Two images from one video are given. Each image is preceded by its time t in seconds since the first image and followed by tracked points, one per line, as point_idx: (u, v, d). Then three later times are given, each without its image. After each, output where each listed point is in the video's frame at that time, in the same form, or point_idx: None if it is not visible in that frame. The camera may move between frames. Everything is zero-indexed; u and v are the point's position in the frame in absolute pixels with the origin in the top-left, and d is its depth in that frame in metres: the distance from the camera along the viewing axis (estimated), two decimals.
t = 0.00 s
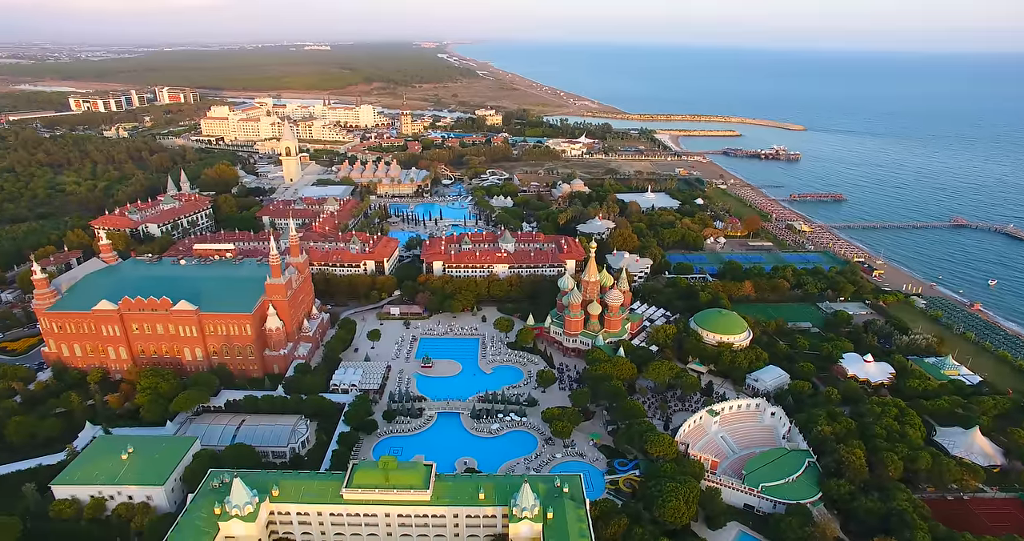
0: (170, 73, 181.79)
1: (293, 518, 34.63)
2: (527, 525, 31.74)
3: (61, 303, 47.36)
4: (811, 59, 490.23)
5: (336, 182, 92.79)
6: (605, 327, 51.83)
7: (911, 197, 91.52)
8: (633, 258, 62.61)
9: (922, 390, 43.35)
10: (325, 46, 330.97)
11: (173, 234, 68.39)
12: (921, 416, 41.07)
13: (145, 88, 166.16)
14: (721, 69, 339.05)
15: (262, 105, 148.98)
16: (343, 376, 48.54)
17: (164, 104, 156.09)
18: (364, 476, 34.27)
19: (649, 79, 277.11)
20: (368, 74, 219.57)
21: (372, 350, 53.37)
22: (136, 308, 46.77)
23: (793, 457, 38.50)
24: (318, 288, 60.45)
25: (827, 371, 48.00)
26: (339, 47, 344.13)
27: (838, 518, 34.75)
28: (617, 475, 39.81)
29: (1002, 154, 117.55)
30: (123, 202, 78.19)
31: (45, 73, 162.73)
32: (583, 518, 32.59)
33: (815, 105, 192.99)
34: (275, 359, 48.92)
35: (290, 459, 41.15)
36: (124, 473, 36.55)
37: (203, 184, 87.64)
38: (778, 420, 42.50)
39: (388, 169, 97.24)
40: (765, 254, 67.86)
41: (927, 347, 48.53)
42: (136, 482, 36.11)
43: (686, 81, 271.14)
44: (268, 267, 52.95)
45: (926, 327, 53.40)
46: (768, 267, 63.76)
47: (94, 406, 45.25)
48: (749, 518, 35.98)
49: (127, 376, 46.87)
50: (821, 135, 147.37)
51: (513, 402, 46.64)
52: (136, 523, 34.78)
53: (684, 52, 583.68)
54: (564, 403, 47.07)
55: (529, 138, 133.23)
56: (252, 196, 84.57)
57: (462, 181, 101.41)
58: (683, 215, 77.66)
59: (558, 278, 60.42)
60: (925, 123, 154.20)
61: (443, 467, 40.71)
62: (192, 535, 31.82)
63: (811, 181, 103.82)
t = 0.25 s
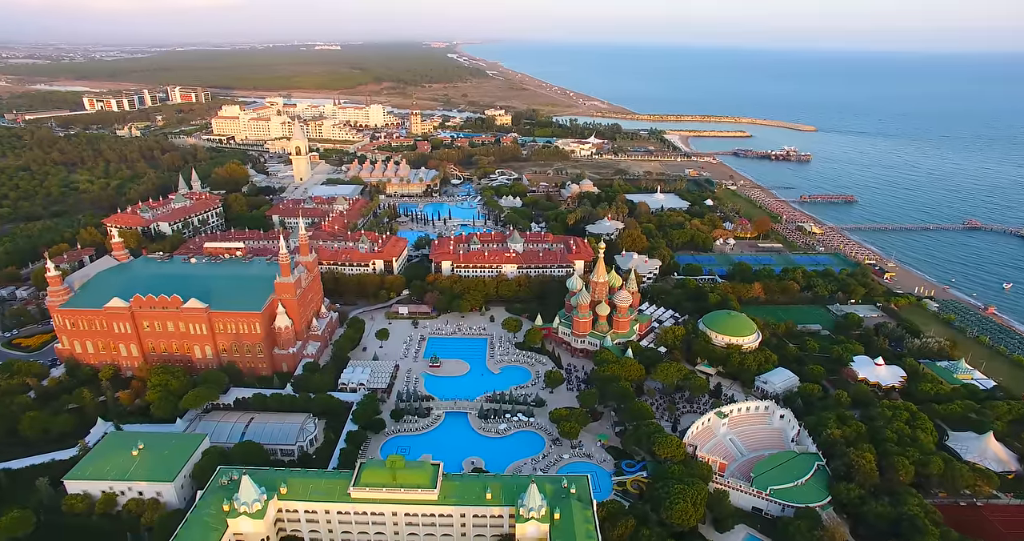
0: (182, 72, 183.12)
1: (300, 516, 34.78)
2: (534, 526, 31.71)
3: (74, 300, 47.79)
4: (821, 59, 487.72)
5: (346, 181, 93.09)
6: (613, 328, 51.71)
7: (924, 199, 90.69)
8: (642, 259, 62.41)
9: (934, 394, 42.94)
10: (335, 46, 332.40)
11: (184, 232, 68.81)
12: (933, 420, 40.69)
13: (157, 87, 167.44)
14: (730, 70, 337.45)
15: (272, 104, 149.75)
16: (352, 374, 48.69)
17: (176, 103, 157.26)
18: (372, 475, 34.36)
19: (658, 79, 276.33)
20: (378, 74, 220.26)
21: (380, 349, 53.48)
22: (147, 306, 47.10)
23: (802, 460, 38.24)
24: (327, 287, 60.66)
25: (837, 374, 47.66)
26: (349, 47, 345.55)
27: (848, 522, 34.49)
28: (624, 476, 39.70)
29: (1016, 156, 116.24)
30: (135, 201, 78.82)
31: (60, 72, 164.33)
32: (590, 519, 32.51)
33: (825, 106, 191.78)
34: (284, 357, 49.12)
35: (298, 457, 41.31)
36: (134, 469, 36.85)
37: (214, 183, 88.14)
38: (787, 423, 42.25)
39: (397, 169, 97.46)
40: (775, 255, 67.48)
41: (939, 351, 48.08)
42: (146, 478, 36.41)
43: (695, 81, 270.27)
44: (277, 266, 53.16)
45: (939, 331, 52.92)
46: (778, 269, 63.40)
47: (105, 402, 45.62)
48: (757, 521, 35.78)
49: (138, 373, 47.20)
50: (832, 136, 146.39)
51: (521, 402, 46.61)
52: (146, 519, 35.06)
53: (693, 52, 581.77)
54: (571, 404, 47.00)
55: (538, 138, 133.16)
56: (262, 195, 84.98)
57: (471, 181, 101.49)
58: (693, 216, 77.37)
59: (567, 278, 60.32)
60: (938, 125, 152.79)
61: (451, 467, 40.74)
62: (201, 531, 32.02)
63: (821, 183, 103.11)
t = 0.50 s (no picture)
0: (194, 71, 184.42)
1: (308, 514, 34.95)
2: (541, 526, 31.68)
3: (86, 297, 48.25)
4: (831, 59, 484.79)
5: (355, 181, 93.39)
6: (622, 328, 51.60)
7: (936, 201, 89.87)
8: (650, 259, 62.23)
9: (946, 398, 42.50)
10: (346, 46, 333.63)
11: (194, 231, 69.26)
12: (945, 425, 40.28)
13: (169, 87, 168.91)
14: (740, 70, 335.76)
15: (283, 104, 150.54)
16: (360, 373, 48.82)
17: (188, 103, 158.39)
18: (379, 473, 34.46)
19: (668, 79, 275.53)
20: (388, 74, 221.00)
21: (389, 348, 53.61)
22: (158, 304, 47.48)
23: (811, 463, 38.00)
24: (336, 286, 60.92)
25: (847, 377, 47.32)
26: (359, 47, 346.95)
27: (857, 527, 34.24)
28: (632, 477, 39.62)
29: None
30: (147, 199, 79.43)
31: (74, 71, 165.84)
32: (597, 520, 32.45)
33: (835, 107, 190.49)
34: (293, 355, 49.33)
35: (306, 455, 41.49)
36: (144, 465, 37.20)
37: (225, 182, 88.67)
38: (796, 425, 42.00)
39: (406, 168, 97.67)
40: (785, 257, 67.12)
41: (951, 355, 47.63)
42: (156, 474, 36.75)
43: (704, 82, 269.39)
44: (287, 265, 53.39)
45: (951, 334, 52.46)
46: (788, 270, 63.05)
47: (116, 398, 46.00)
48: (765, 525, 35.57)
49: (149, 370, 47.57)
50: (843, 137, 145.31)
51: (528, 402, 46.62)
52: (156, 514, 35.40)
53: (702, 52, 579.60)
54: (579, 404, 46.94)
55: (547, 139, 133.03)
56: (272, 194, 85.43)
57: (480, 181, 101.55)
58: (702, 217, 77.07)
59: (575, 278, 60.20)
60: (951, 125, 151.33)
61: (458, 466, 40.78)
62: (210, 527, 32.25)
63: (832, 184, 102.39)
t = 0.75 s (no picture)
0: (207, 71, 185.74)
1: (316, 512, 35.08)
2: (548, 527, 31.61)
3: (99, 294, 48.73)
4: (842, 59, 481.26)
5: (365, 180, 93.68)
6: (630, 329, 51.47)
7: (950, 203, 88.97)
8: (660, 260, 62.04)
9: (960, 402, 42.08)
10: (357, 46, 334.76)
11: (205, 229, 69.78)
12: (958, 429, 39.87)
13: (182, 86, 170.32)
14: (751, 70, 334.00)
15: (294, 103, 151.30)
16: (368, 372, 48.99)
17: (200, 102, 159.77)
18: (387, 472, 34.52)
19: (678, 80, 274.64)
20: (398, 73, 221.49)
21: (397, 347, 53.75)
22: (169, 301, 47.85)
23: (821, 466, 37.71)
24: (345, 284, 61.17)
25: (857, 380, 46.99)
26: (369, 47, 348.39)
27: (867, 531, 33.98)
28: (639, 479, 39.50)
29: None
30: (159, 198, 80.05)
31: (89, 71, 167.55)
32: (604, 521, 32.36)
33: (847, 108, 188.99)
34: (302, 354, 49.54)
35: (315, 453, 41.70)
36: (155, 461, 37.49)
37: (235, 181, 89.25)
38: (806, 428, 41.70)
39: (416, 168, 97.85)
40: (796, 258, 66.71)
41: (965, 359, 47.14)
42: (166, 470, 37.02)
43: (714, 82, 268.26)
44: (297, 264, 53.60)
45: (964, 337, 51.92)
46: (799, 272, 62.67)
47: (128, 395, 46.43)
48: (773, 527, 35.37)
49: (160, 367, 47.94)
50: (855, 138, 144.18)
51: (536, 402, 46.61)
52: (166, 511, 35.67)
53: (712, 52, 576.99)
54: (587, 405, 46.88)
55: (557, 139, 132.87)
56: (283, 193, 85.84)
57: (490, 181, 101.60)
58: (712, 218, 76.72)
59: (584, 279, 60.10)
60: (965, 126, 149.67)
61: (466, 466, 40.85)
62: (219, 524, 32.46)
63: (844, 186, 101.62)
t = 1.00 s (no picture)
0: (219, 70, 187.20)
1: (324, 509, 35.20)
2: (555, 527, 31.57)
3: (112, 292, 49.22)
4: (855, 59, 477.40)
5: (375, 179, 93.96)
6: (639, 330, 51.36)
7: (964, 205, 88.05)
8: (669, 261, 61.81)
9: (974, 407, 41.63)
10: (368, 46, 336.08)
11: (216, 228, 70.28)
12: (971, 434, 39.43)
13: (194, 86, 171.74)
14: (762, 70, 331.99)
15: (304, 103, 152.07)
16: (377, 371, 49.12)
17: (212, 101, 161.01)
18: (395, 471, 34.62)
19: (688, 80, 273.61)
20: (408, 73, 222.00)
21: (406, 346, 53.90)
22: (180, 299, 48.21)
23: (831, 470, 37.44)
24: (355, 283, 61.42)
25: (869, 383, 46.62)
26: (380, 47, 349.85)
27: (878, 536, 33.69)
28: (647, 480, 39.38)
29: None
30: (171, 196, 80.66)
31: (104, 71, 169.30)
32: (612, 522, 32.30)
33: (860, 109, 187.40)
34: (311, 352, 49.76)
35: (323, 451, 41.88)
36: (166, 457, 37.79)
37: (246, 180, 89.81)
38: (816, 431, 41.41)
39: (425, 168, 98.03)
40: (806, 260, 66.26)
41: (979, 363, 46.64)
42: (177, 466, 37.31)
43: (725, 82, 267.03)
44: (307, 262, 53.83)
45: (978, 341, 51.36)
46: (809, 274, 62.26)
47: (140, 391, 46.86)
48: (782, 531, 35.12)
49: (170, 364, 48.33)
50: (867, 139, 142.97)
51: (544, 403, 46.58)
52: (176, 506, 35.97)
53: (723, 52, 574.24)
54: (595, 406, 46.80)
55: (567, 139, 132.66)
56: (293, 192, 86.27)
57: (499, 181, 101.59)
58: (722, 219, 76.33)
59: (593, 279, 59.97)
60: (980, 128, 148.06)
61: (474, 466, 40.89)
62: (228, 520, 32.67)
63: (856, 187, 100.81)
